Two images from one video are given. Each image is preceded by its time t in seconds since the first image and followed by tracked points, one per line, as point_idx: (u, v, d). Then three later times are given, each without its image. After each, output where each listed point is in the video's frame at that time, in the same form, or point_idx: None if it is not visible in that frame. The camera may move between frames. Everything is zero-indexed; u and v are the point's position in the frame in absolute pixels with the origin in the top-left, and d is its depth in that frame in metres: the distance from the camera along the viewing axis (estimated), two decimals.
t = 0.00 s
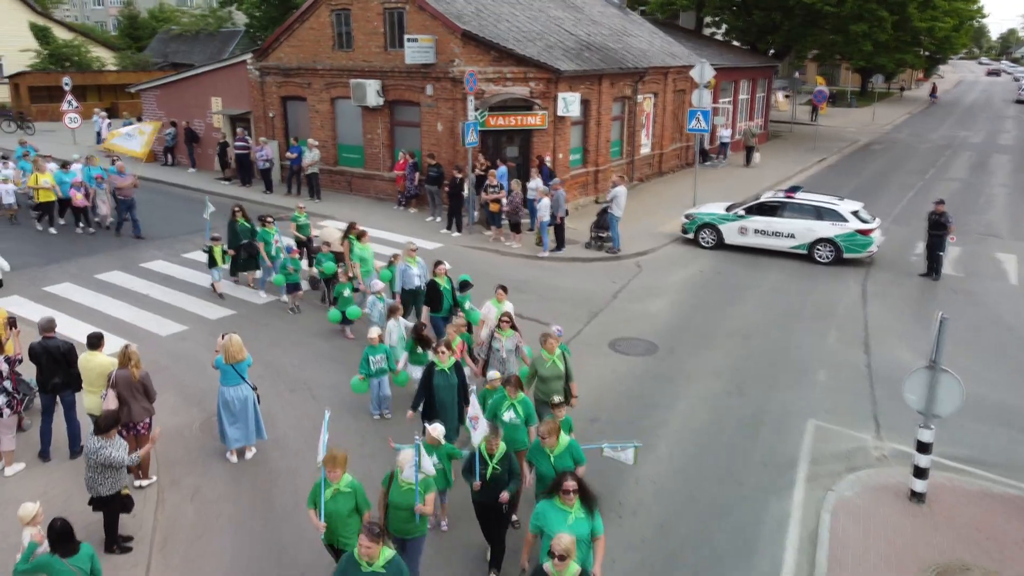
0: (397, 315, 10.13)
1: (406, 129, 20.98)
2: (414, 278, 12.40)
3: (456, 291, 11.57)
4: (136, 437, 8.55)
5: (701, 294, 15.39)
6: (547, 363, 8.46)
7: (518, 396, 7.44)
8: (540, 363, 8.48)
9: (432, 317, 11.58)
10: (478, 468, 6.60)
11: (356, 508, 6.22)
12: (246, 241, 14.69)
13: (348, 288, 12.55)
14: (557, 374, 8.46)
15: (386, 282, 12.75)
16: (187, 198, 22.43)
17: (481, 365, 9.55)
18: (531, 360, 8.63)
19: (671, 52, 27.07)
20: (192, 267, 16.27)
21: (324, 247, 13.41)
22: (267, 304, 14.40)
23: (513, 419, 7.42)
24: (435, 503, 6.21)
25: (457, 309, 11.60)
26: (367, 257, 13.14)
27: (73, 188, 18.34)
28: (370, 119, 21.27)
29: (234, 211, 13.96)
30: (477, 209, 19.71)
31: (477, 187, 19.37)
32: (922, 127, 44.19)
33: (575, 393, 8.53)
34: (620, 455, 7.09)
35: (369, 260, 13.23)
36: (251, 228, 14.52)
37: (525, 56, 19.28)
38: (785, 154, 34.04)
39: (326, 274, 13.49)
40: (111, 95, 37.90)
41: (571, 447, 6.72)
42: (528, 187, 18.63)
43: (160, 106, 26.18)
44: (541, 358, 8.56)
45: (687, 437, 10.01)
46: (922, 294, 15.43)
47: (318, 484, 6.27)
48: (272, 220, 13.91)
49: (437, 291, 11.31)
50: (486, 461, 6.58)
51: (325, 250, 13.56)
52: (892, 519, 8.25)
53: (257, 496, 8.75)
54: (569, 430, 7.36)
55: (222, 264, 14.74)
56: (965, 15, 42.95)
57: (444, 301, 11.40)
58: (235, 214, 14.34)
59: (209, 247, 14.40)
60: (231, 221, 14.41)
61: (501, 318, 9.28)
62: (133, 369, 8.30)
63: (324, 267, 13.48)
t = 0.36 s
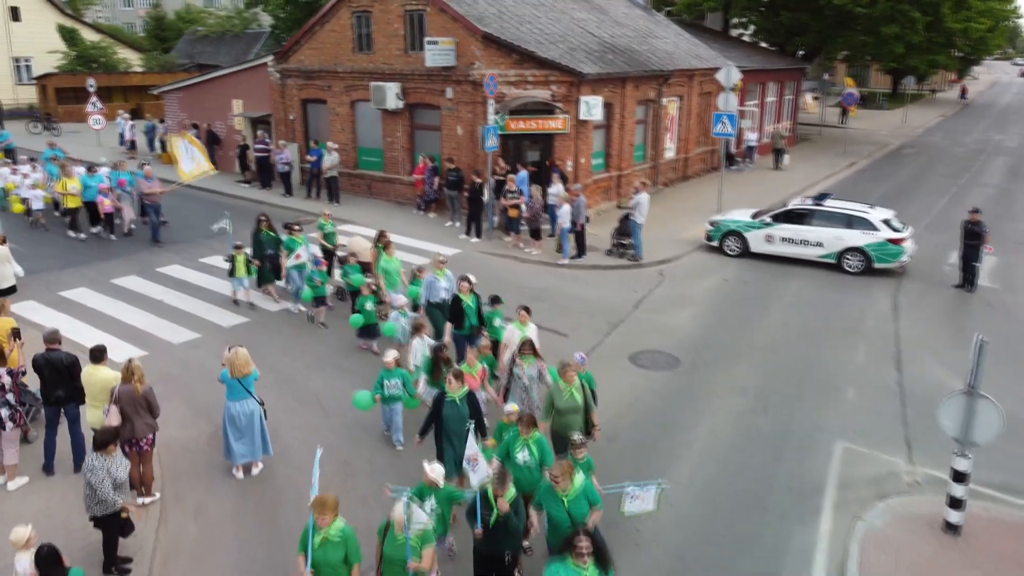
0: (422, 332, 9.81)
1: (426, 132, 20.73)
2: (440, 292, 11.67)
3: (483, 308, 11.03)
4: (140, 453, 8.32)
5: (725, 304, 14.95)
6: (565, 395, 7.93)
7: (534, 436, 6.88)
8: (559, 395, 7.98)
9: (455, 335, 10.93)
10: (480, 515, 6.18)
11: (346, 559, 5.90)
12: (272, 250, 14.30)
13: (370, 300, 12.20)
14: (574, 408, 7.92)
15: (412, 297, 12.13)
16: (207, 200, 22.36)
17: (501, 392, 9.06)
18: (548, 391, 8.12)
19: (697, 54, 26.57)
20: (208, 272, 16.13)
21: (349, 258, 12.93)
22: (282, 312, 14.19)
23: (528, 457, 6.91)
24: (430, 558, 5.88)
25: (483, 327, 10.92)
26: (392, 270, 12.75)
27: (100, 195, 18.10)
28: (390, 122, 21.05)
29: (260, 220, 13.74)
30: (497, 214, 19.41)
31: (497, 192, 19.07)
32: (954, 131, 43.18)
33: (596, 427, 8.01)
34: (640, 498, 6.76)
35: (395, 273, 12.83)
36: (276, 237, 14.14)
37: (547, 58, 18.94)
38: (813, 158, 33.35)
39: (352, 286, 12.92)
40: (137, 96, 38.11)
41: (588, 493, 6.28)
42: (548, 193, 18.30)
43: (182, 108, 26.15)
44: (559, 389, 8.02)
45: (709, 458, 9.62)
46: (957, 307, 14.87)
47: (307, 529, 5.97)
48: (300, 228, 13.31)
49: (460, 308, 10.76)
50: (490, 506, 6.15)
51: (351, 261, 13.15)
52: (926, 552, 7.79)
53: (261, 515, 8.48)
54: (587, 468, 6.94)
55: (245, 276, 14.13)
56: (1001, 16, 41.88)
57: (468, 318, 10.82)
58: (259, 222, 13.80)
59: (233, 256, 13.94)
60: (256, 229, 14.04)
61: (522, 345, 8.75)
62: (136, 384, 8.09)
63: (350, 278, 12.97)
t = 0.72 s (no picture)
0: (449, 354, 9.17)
1: (451, 137, 20.49)
2: (473, 313, 11.13)
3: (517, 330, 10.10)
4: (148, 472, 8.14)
5: (754, 317, 14.50)
6: (588, 438, 7.18)
7: (542, 481, 6.36)
8: (582, 435, 7.23)
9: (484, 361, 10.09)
10: None
11: None
12: (302, 261, 14.03)
13: (398, 316, 11.62)
14: (598, 452, 7.17)
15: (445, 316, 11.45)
16: (233, 203, 22.34)
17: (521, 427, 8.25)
18: (572, 430, 7.36)
19: (729, 57, 26.02)
20: (230, 278, 16.03)
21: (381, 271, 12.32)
22: (302, 321, 14.00)
23: (536, 506, 6.35)
24: None
25: (516, 352, 10.06)
26: (424, 288, 12.04)
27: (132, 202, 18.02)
28: (415, 126, 20.84)
29: (289, 230, 13.55)
30: (522, 220, 19.10)
31: (522, 198, 18.77)
32: (996, 134, 42.01)
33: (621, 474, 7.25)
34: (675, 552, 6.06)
35: (427, 292, 12.10)
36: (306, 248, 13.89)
37: (574, 63, 18.57)
38: (849, 162, 32.56)
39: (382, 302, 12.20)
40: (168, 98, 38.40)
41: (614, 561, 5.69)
42: (575, 199, 17.95)
43: (209, 111, 26.20)
44: (583, 429, 7.29)
45: (735, 485, 9.22)
46: (999, 322, 14.25)
47: None
48: (329, 241, 12.96)
49: (491, 331, 9.92)
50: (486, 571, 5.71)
51: (384, 275, 12.55)
52: None
53: (270, 535, 8.25)
54: (613, 515, 6.48)
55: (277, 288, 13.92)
56: None
57: (499, 342, 9.94)
58: (290, 232, 13.69)
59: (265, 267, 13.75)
60: (286, 240, 13.84)
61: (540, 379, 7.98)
62: (144, 401, 7.89)
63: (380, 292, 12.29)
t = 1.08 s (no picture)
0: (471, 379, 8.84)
1: (477, 142, 20.23)
2: (502, 333, 10.38)
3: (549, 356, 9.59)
4: (156, 490, 7.93)
5: (785, 332, 14.03)
6: (608, 488, 6.68)
7: (552, 543, 5.94)
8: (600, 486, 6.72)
9: (514, 386, 9.65)
10: None
11: None
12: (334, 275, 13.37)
13: (425, 335, 11.15)
14: (618, 503, 6.65)
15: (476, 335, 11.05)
16: (259, 207, 22.32)
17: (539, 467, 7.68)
18: (591, 478, 6.85)
19: (764, 60, 25.45)
20: (253, 284, 15.92)
21: (410, 288, 12.03)
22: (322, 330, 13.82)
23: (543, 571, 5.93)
24: None
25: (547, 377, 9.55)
26: (455, 307, 11.73)
27: (163, 208, 17.72)
28: (442, 131, 20.62)
29: (322, 242, 12.95)
30: (548, 228, 18.78)
31: (548, 205, 18.46)
32: None
33: (641, 531, 6.71)
34: None
35: (459, 311, 11.78)
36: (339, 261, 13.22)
37: (603, 67, 18.19)
38: (887, 167, 31.74)
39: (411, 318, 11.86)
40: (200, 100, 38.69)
41: None
42: (602, 206, 17.60)
43: (238, 114, 26.24)
44: (604, 477, 6.78)
45: (761, 514, 8.79)
46: None
47: None
48: (360, 254, 12.55)
49: (519, 355, 9.48)
50: None
51: (414, 291, 12.28)
52: None
53: (278, 558, 8.01)
54: None
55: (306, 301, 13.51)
56: None
57: (527, 366, 9.48)
58: (321, 243, 13.04)
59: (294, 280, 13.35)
60: (317, 252, 13.18)
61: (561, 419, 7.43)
62: (153, 419, 7.68)
63: (410, 308, 12.04)
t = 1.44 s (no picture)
0: (497, 408, 8.28)
1: (504, 146, 19.97)
2: (536, 357, 9.95)
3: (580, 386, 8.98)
4: (162, 508, 7.74)
5: (817, 347, 13.55)
6: (623, 541, 6.21)
7: None
8: (617, 539, 6.23)
9: (540, 419, 8.96)
10: None
11: None
12: (365, 287, 13.13)
13: (454, 357, 10.67)
14: (635, 558, 6.17)
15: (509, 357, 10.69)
16: (285, 210, 22.28)
17: (558, 512, 7.37)
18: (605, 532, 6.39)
19: (799, 63, 24.85)
20: (274, 290, 15.81)
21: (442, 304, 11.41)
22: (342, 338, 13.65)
23: None
24: None
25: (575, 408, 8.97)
26: (490, 327, 11.10)
27: (193, 214, 17.52)
28: (467, 135, 20.39)
29: (353, 252, 12.98)
30: (574, 235, 18.45)
31: (575, 211, 18.15)
32: None
33: None
34: None
35: (493, 332, 11.16)
36: (370, 274, 12.98)
37: (632, 71, 17.79)
38: (926, 172, 30.89)
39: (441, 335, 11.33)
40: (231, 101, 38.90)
41: None
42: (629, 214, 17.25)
43: (266, 117, 26.27)
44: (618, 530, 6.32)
45: (788, 543, 8.40)
46: None
47: None
48: (393, 268, 12.21)
49: (547, 385, 8.83)
50: None
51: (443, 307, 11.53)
52: None
53: None
54: None
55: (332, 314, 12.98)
56: None
57: (556, 398, 8.83)
58: (354, 255, 12.89)
59: (320, 292, 12.79)
60: (350, 264, 13.01)
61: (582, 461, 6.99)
62: (159, 435, 7.48)
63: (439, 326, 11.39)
